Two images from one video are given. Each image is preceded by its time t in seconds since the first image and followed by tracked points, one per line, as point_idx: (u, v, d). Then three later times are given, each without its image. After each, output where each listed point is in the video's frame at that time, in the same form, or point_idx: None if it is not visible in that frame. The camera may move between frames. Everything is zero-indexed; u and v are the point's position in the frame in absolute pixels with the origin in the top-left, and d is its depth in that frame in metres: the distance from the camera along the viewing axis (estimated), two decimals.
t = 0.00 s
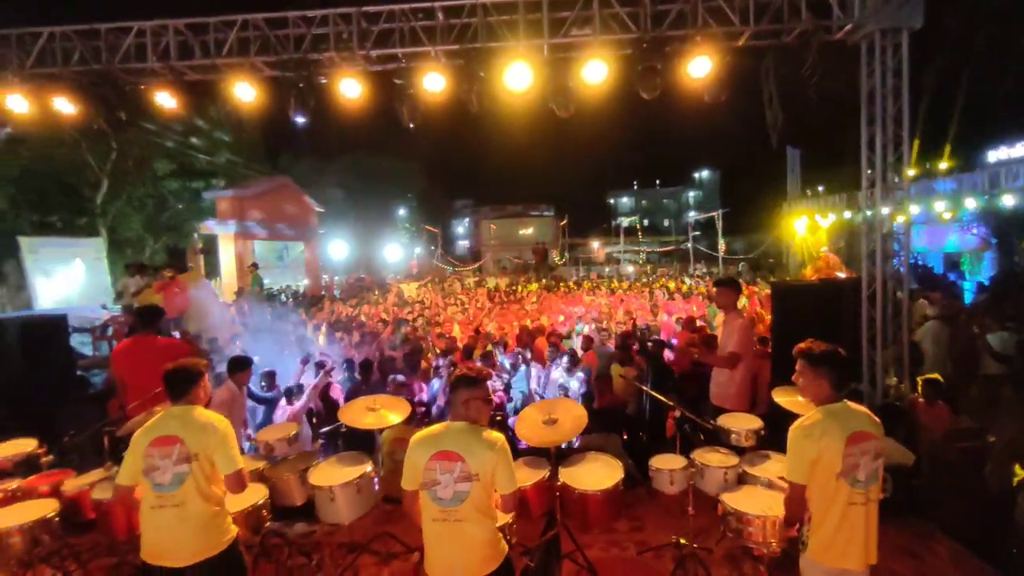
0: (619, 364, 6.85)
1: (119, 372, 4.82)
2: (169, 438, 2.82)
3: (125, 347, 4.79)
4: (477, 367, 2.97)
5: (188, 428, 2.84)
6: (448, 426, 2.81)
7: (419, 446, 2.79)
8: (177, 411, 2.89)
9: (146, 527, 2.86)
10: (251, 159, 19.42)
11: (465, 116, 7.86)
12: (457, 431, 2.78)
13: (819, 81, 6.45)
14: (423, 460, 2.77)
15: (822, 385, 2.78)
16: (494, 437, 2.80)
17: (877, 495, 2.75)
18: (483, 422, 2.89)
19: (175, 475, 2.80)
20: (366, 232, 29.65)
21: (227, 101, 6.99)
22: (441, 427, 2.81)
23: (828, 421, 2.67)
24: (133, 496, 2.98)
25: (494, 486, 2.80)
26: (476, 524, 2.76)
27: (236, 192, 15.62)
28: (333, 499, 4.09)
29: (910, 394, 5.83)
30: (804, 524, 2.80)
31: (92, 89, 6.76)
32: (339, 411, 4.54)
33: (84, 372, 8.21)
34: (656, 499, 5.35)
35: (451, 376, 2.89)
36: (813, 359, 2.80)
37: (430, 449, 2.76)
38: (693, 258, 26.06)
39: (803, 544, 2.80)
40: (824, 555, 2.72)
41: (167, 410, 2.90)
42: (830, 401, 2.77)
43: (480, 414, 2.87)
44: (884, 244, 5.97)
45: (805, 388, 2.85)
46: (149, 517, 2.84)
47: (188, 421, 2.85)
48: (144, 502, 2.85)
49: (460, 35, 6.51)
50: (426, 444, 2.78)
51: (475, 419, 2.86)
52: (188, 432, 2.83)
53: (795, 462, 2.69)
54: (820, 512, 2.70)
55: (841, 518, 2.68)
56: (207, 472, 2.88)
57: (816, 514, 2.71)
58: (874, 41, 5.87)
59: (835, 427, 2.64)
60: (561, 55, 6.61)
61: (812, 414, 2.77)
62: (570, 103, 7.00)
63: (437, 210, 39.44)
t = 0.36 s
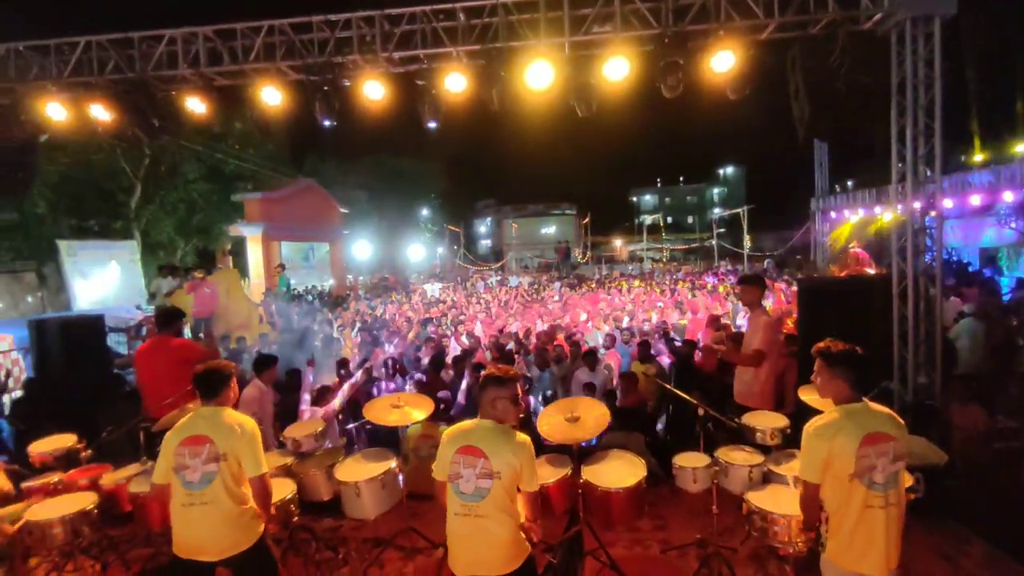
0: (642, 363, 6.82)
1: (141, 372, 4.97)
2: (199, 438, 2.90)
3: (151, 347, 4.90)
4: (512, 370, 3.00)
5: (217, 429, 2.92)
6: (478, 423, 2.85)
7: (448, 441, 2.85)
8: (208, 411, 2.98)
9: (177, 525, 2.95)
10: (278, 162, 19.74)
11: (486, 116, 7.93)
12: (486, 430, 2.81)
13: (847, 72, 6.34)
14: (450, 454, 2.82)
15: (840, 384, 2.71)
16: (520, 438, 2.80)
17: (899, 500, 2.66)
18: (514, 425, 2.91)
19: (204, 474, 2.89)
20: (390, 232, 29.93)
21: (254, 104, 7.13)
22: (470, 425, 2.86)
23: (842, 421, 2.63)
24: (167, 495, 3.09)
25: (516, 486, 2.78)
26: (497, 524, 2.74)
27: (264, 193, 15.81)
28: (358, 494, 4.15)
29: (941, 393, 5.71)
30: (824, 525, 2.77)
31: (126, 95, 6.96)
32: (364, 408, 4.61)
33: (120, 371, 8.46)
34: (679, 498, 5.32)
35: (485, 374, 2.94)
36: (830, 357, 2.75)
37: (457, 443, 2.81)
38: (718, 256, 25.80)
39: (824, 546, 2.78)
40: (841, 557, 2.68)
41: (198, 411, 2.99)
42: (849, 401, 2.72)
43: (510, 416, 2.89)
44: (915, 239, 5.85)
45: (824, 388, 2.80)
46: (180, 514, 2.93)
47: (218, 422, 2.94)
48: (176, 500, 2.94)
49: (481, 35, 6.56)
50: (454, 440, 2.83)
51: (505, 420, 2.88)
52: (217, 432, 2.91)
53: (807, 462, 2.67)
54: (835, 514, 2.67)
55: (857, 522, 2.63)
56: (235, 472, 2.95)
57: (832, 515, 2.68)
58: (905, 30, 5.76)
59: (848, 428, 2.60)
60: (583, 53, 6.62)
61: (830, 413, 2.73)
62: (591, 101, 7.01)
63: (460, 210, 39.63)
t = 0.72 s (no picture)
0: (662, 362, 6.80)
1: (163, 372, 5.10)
2: (227, 437, 2.98)
3: (172, 346, 4.99)
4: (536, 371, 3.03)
5: (245, 428, 3.00)
6: (502, 421, 2.88)
7: (471, 437, 2.90)
8: (234, 412, 3.05)
9: (208, 523, 3.02)
10: (299, 163, 19.96)
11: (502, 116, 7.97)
12: (509, 427, 2.84)
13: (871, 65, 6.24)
14: (472, 450, 2.86)
15: (860, 386, 2.68)
16: (540, 436, 2.83)
17: (923, 500, 2.63)
18: (538, 424, 2.92)
19: (233, 472, 2.96)
20: (410, 232, 30.16)
21: (276, 107, 7.23)
22: (495, 422, 2.89)
23: (865, 424, 2.58)
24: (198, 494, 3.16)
25: (538, 484, 2.81)
26: (518, 520, 2.76)
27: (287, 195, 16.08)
28: (379, 492, 4.20)
29: (969, 394, 5.61)
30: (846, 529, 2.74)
31: (154, 100, 7.11)
32: (384, 407, 4.66)
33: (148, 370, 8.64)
34: (699, 499, 5.30)
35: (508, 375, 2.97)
36: (849, 359, 2.70)
37: (479, 439, 2.85)
38: (739, 255, 25.54)
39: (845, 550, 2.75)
40: (865, 562, 2.65)
41: (225, 411, 3.07)
42: (869, 402, 2.67)
43: (535, 414, 2.91)
44: (942, 236, 5.74)
45: (843, 390, 2.75)
46: (211, 512, 3.00)
47: (245, 421, 3.01)
48: (206, 499, 3.01)
49: (498, 35, 6.61)
50: (478, 436, 2.88)
51: (528, 418, 2.91)
52: (245, 431, 2.99)
53: (828, 467, 2.62)
54: (858, 517, 2.64)
55: (881, 525, 2.60)
56: (263, 470, 3.02)
57: (855, 518, 2.65)
58: (931, 22, 5.66)
59: (870, 431, 2.56)
60: (601, 51, 6.62)
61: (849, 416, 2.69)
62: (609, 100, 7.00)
63: (479, 209, 39.75)
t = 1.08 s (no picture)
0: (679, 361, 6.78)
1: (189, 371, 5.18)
2: (248, 435, 3.01)
3: (196, 347, 5.07)
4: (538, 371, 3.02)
5: (266, 425, 3.03)
6: (506, 426, 2.85)
7: (479, 445, 2.86)
8: (254, 409, 3.09)
9: (232, 518, 3.06)
10: (317, 164, 20.15)
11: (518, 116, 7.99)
12: (518, 432, 2.81)
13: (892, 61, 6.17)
14: (484, 459, 2.83)
15: (889, 387, 2.64)
16: (550, 439, 2.82)
17: (954, 500, 2.61)
18: (540, 423, 2.93)
19: (256, 468, 2.99)
20: (426, 232, 30.31)
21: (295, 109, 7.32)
22: (501, 428, 2.85)
23: (899, 424, 2.52)
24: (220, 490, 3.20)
25: (554, 485, 2.82)
26: (537, 524, 2.78)
27: (309, 195, 16.23)
28: (396, 488, 4.21)
29: (994, 396, 5.52)
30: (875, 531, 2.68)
31: (176, 102, 7.24)
32: (401, 405, 4.69)
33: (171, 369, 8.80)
34: (717, 499, 5.27)
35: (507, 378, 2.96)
36: (879, 359, 2.66)
37: (490, 449, 2.82)
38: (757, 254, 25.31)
39: (873, 552, 2.69)
40: (898, 563, 2.60)
41: (245, 409, 3.09)
42: (900, 402, 2.62)
43: (537, 414, 2.92)
44: (967, 235, 5.65)
45: (871, 390, 2.72)
46: (235, 507, 3.04)
47: (265, 418, 3.04)
48: (230, 495, 3.05)
49: (514, 35, 6.65)
50: (486, 444, 2.84)
51: (532, 420, 2.91)
52: (266, 428, 3.02)
53: (865, 469, 2.55)
54: (891, 520, 2.59)
55: (915, 526, 2.56)
56: (285, 465, 3.06)
57: (889, 519, 2.60)
58: (955, 17, 5.58)
59: (905, 431, 2.50)
60: (617, 49, 6.61)
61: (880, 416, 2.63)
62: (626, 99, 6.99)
63: (495, 209, 39.82)
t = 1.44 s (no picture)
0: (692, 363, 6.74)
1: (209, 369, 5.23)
2: (250, 432, 3.04)
3: (215, 344, 5.13)
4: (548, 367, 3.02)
5: (268, 422, 3.06)
6: (521, 422, 2.87)
7: (494, 442, 2.86)
8: (258, 406, 3.12)
9: (236, 513, 3.10)
10: (330, 165, 20.28)
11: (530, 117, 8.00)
12: (531, 427, 2.83)
13: (911, 59, 6.09)
14: (497, 455, 2.83)
15: (929, 385, 2.60)
16: (563, 435, 2.83)
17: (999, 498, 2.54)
18: (552, 419, 2.94)
19: (257, 466, 3.02)
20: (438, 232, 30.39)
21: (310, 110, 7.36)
22: (514, 424, 2.88)
23: (944, 423, 2.47)
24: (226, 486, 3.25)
25: (565, 480, 2.82)
26: (549, 520, 2.77)
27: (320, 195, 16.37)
28: (408, 487, 4.23)
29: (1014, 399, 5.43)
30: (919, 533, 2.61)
31: (193, 103, 7.32)
32: (413, 403, 4.70)
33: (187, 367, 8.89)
34: (730, 501, 5.24)
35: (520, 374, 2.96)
36: (918, 357, 2.62)
37: (504, 444, 2.82)
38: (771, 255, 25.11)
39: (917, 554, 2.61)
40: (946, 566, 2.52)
41: (250, 406, 3.13)
42: (939, 402, 2.59)
43: (550, 411, 2.92)
44: (987, 235, 5.57)
45: (909, 390, 2.68)
46: (238, 503, 3.08)
47: (267, 416, 3.07)
48: (234, 491, 3.09)
49: (527, 35, 6.66)
50: (501, 440, 2.84)
51: (545, 416, 2.91)
52: (268, 425, 3.05)
53: (911, 471, 2.50)
54: (939, 522, 2.51)
55: (965, 527, 2.49)
56: (286, 463, 3.07)
57: (936, 522, 2.52)
58: (976, 13, 5.51)
59: (952, 430, 2.45)
60: (630, 48, 6.60)
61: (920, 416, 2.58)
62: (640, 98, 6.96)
63: (507, 209, 39.87)
